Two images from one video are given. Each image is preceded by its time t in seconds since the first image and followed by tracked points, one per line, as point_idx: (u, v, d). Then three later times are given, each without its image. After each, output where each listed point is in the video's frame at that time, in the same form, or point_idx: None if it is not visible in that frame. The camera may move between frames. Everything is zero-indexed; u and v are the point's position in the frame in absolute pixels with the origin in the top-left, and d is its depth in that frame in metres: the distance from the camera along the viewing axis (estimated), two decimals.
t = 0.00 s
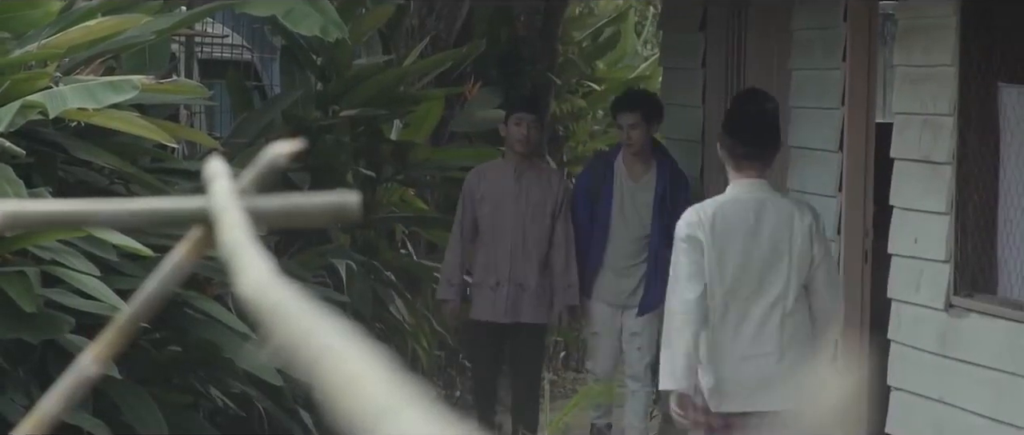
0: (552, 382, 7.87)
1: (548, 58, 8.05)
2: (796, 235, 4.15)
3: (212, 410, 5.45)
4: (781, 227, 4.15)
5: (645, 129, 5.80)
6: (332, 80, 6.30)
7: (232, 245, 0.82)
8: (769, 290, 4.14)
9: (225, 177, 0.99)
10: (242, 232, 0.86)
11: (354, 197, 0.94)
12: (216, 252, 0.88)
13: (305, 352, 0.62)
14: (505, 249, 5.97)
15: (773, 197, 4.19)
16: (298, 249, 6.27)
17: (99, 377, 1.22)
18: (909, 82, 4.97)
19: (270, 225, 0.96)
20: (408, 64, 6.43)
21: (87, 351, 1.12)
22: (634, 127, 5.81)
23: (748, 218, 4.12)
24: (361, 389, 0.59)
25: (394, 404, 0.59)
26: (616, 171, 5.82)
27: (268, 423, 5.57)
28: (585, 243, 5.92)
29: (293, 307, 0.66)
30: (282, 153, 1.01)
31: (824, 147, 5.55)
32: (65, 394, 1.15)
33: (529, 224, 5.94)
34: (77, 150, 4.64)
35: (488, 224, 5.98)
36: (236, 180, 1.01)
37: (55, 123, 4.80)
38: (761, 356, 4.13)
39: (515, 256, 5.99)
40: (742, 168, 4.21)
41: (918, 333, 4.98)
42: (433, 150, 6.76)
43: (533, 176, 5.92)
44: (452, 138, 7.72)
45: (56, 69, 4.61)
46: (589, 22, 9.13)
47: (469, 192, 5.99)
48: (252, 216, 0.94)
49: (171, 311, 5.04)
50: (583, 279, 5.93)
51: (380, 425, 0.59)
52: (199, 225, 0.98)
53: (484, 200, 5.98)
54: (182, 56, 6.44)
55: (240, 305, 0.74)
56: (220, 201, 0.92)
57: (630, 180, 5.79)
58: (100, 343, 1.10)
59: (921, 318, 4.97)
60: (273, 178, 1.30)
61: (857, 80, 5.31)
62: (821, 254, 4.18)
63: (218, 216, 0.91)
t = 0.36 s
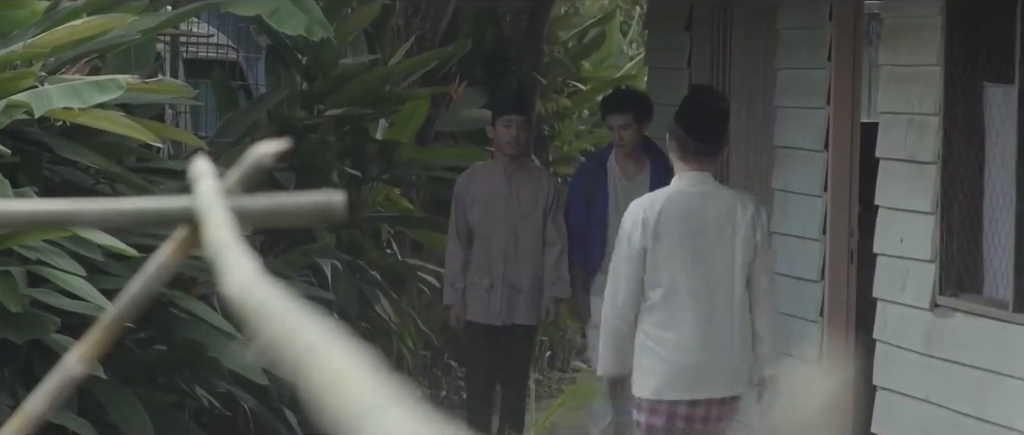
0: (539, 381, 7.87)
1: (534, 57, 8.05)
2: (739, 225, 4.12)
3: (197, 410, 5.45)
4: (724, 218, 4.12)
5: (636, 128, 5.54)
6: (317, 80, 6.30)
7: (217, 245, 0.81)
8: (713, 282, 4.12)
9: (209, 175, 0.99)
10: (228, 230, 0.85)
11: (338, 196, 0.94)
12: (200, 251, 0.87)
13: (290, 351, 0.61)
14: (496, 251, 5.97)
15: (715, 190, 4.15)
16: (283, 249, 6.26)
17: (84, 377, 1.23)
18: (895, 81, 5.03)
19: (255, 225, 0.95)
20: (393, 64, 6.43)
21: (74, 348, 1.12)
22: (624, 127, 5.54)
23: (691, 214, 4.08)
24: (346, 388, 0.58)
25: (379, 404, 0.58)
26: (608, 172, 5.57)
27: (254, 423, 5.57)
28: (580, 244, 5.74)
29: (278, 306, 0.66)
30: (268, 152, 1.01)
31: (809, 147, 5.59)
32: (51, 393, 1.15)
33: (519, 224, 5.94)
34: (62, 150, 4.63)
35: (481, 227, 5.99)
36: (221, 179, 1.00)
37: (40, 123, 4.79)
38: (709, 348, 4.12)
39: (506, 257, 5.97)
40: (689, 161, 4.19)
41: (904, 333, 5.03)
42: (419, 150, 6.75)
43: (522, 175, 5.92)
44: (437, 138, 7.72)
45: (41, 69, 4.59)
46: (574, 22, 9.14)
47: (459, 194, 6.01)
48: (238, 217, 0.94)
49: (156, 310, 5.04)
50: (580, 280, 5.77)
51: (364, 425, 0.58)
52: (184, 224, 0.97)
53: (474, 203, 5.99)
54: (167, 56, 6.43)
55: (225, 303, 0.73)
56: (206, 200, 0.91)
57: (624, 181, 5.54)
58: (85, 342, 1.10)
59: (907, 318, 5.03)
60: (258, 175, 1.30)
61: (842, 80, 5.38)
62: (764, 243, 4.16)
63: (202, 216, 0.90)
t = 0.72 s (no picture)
0: (525, 381, 7.88)
1: (519, 57, 8.06)
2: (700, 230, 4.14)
3: (182, 410, 5.44)
4: (686, 223, 4.14)
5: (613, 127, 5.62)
6: (303, 79, 6.30)
7: (202, 245, 0.80)
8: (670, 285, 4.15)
9: (193, 174, 0.99)
10: (213, 230, 0.84)
11: (323, 194, 0.94)
12: (185, 251, 0.87)
13: (275, 350, 0.60)
14: (483, 256, 5.91)
15: (678, 193, 4.17)
16: (268, 249, 6.25)
17: (68, 377, 1.22)
18: (879, 81, 5.07)
19: (240, 224, 0.95)
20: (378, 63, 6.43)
21: (59, 348, 1.12)
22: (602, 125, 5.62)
23: (652, 216, 4.11)
24: (332, 388, 0.57)
25: (366, 403, 0.57)
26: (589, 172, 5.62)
27: (239, 423, 5.56)
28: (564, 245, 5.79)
29: (262, 307, 0.65)
30: (252, 150, 1.01)
31: (794, 145, 5.62)
32: (35, 394, 1.14)
33: (503, 226, 5.93)
34: (48, 150, 4.62)
35: (463, 232, 5.91)
36: (206, 178, 0.99)
37: (26, 123, 4.79)
38: (660, 349, 4.15)
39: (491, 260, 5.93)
40: (658, 164, 4.23)
41: (890, 333, 5.07)
42: (404, 149, 6.75)
43: (504, 176, 5.92)
44: (423, 137, 7.72)
45: (27, 69, 4.59)
46: (560, 22, 9.15)
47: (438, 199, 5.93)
48: (224, 216, 0.94)
49: (142, 310, 5.03)
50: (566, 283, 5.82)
51: (350, 426, 0.57)
52: (169, 225, 0.97)
53: (455, 207, 5.92)
54: (152, 56, 6.42)
55: (210, 304, 0.72)
56: (191, 200, 0.91)
57: (606, 181, 5.60)
58: (71, 341, 1.11)
59: (893, 318, 5.06)
60: (245, 175, 1.30)
61: (828, 80, 5.43)
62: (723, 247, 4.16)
63: (187, 215, 0.89)
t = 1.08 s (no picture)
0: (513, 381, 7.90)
1: (507, 56, 8.08)
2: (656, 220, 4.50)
3: (170, 409, 5.44)
4: (641, 213, 4.48)
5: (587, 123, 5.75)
6: (290, 79, 6.31)
7: (190, 246, 0.79)
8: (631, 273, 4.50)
9: (181, 175, 0.99)
10: (201, 231, 0.83)
11: (310, 194, 0.94)
12: (173, 253, 0.86)
13: (261, 349, 0.58)
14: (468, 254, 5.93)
15: (632, 185, 4.51)
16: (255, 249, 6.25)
17: (51, 377, 1.23)
18: (867, 81, 5.09)
19: (225, 223, 0.95)
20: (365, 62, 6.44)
21: (46, 348, 1.13)
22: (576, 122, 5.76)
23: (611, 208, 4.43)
24: (319, 388, 0.55)
25: (354, 404, 0.55)
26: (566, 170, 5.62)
27: (227, 422, 5.55)
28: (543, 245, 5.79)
29: (249, 306, 0.63)
30: (240, 150, 1.00)
31: (781, 145, 5.64)
32: (22, 395, 1.14)
33: (487, 224, 5.93)
34: (35, 150, 4.60)
35: (447, 232, 5.89)
36: (194, 178, 0.99)
37: (13, 122, 4.77)
38: (624, 334, 4.49)
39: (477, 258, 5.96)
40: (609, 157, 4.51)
41: (878, 333, 5.09)
42: (391, 149, 6.75)
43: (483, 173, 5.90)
44: (410, 137, 7.72)
45: (14, 69, 4.57)
46: (547, 21, 9.17)
47: (418, 199, 5.87)
48: (211, 216, 0.94)
49: (130, 310, 5.02)
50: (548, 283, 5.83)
51: (339, 426, 0.55)
52: (155, 225, 0.97)
53: (439, 207, 5.87)
54: (140, 55, 6.42)
55: (198, 304, 0.70)
56: (179, 201, 0.91)
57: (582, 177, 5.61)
58: (58, 340, 1.11)
59: (881, 317, 5.08)
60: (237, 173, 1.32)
61: (815, 81, 5.43)
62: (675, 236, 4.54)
63: (175, 217, 0.89)
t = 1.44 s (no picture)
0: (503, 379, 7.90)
1: (496, 55, 8.09)
2: (602, 212, 4.87)
3: (160, 407, 5.44)
4: (586, 205, 4.84)
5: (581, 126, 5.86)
6: (280, 77, 6.31)
7: (183, 243, 0.79)
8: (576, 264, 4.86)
9: (168, 171, 0.99)
10: (192, 229, 0.83)
11: (301, 192, 0.95)
12: (163, 250, 0.86)
13: (253, 347, 0.58)
14: (461, 255, 5.98)
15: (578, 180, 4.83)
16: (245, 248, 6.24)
17: (41, 374, 1.23)
18: (858, 79, 5.10)
19: (210, 220, 0.94)
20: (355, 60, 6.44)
21: (35, 348, 1.13)
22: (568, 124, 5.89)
23: (556, 201, 4.78)
24: (308, 387, 0.55)
25: (346, 403, 0.55)
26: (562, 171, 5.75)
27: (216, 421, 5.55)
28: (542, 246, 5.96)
29: (242, 305, 0.63)
30: (230, 148, 1.01)
31: (771, 143, 5.66)
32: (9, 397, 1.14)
33: (480, 225, 5.96)
34: (26, 147, 4.60)
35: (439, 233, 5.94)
36: (183, 176, 0.99)
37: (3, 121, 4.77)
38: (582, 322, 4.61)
39: (470, 259, 6.02)
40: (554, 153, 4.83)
41: (868, 332, 5.10)
42: (380, 147, 6.75)
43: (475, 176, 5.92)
44: (400, 135, 7.73)
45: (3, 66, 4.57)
46: (537, 19, 9.18)
47: (408, 200, 5.92)
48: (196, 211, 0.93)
49: (120, 309, 5.02)
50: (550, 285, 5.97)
51: (327, 426, 0.55)
52: (145, 221, 0.96)
53: (432, 207, 5.90)
54: (129, 54, 6.41)
55: (189, 303, 0.70)
56: (170, 201, 0.91)
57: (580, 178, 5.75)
58: (47, 340, 1.11)
59: (870, 315, 5.09)
60: (223, 171, 1.32)
61: (805, 79, 5.47)
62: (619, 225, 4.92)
63: (166, 214, 0.89)
